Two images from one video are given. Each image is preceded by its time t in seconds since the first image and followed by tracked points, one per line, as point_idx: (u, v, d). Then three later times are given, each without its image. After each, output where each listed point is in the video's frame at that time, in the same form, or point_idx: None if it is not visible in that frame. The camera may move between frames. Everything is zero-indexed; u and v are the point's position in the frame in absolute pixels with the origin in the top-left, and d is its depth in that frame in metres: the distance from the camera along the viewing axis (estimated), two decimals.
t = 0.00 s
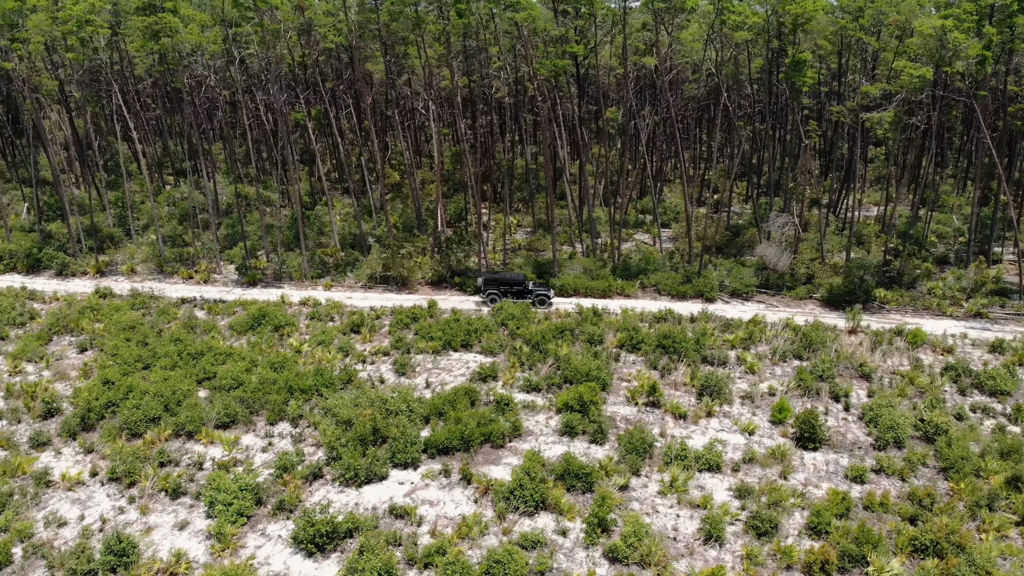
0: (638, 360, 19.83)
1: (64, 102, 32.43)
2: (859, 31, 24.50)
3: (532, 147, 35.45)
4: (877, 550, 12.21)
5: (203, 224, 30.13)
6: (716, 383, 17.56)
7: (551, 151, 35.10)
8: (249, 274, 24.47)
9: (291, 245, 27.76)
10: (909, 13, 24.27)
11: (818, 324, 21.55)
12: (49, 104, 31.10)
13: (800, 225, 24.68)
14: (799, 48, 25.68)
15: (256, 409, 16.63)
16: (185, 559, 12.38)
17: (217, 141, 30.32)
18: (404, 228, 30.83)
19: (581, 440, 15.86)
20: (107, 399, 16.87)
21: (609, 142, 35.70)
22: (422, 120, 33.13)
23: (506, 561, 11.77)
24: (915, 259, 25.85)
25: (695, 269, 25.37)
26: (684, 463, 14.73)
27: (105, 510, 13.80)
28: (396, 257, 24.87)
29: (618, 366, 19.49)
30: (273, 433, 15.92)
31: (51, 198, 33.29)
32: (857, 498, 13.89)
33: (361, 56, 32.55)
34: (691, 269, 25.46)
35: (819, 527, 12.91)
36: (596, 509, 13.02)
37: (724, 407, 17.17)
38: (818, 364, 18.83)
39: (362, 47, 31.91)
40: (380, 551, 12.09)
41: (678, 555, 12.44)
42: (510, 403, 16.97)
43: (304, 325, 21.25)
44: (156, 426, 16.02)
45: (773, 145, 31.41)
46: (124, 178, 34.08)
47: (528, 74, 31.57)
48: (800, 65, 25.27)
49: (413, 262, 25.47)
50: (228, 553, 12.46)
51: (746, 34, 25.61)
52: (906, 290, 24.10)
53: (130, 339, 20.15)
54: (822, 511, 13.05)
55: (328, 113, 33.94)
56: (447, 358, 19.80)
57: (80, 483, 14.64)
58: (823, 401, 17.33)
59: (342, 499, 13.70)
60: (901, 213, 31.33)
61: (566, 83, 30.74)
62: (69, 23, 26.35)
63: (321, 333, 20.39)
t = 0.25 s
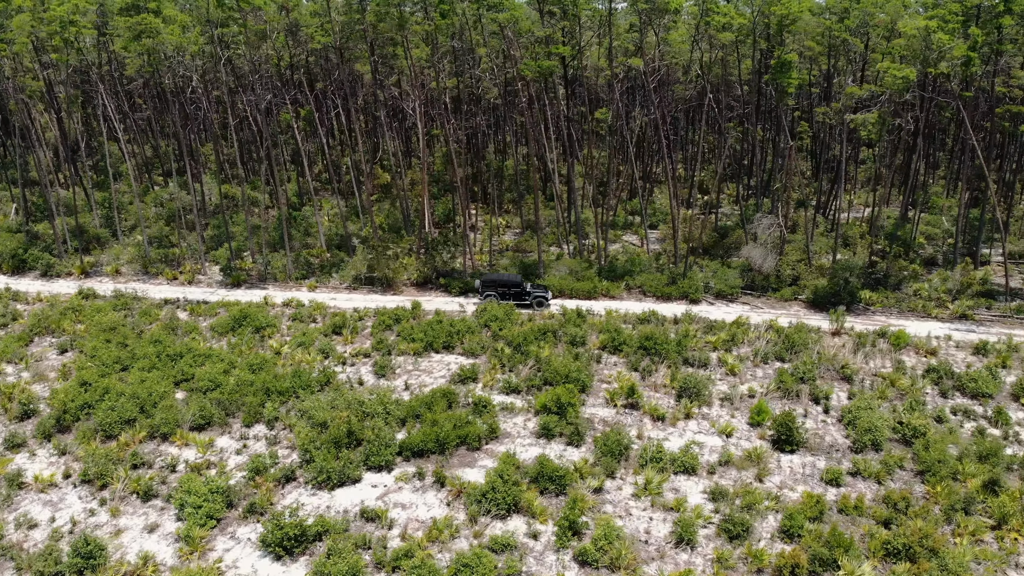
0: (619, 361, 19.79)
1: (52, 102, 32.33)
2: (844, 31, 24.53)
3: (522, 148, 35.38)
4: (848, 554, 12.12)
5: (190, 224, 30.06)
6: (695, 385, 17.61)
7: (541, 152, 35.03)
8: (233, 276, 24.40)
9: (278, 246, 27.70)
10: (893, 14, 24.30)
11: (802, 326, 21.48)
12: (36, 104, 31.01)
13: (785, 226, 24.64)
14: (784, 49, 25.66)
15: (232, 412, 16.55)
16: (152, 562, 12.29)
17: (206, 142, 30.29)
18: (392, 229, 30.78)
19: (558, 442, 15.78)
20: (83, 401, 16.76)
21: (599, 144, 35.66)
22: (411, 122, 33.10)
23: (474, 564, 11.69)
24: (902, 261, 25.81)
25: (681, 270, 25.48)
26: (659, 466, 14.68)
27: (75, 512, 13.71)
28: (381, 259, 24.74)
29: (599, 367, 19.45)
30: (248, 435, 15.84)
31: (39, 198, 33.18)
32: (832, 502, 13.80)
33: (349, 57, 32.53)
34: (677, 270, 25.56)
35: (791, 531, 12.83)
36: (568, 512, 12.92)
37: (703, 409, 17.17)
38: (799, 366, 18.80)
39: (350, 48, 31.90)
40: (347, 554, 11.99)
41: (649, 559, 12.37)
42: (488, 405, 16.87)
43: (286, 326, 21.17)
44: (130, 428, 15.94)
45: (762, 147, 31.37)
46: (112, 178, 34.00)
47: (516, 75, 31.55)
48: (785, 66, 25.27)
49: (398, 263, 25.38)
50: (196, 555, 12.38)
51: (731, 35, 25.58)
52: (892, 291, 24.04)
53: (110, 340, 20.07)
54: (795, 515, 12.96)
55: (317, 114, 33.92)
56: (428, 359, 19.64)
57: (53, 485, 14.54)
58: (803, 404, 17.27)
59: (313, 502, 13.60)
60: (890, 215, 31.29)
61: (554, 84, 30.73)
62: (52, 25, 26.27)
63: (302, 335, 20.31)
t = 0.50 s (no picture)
0: (601, 361, 19.76)
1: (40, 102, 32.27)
2: (830, 31, 24.72)
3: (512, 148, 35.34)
4: (819, 555, 12.07)
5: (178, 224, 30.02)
6: (674, 385, 17.64)
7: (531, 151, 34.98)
8: (218, 276, 24.36)
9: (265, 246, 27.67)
10: (878, 14, 24.53)
11: (785, 326, 21.46)
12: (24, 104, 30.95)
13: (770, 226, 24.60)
14: (771, 49, 25.66)
15: (209, 412, 16.51)
16: (121, 562, 12.24)
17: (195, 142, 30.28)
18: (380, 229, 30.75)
19: (535, 443, 15.74)
20: (60, 401, 16.71)
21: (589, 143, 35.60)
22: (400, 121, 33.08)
23: (443, 566, 11.63)
24: (888, 261, 25.79)
25: (666, 270, 25.54)
26: (634, 466, 14.65)
27: (48, 512, 13.66)
28: (366, 259, 24.64)
29: (580, 367, 19.42)
30: (224, 436, 15.80)
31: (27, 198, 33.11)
32: (807, 503, 13.74)
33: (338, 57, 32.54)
34: (662, 270, 25.62)
35: (764, 532, 12.78)
36: (540, 513, 12.86)
37: (681, 409, 17.21)
38: (780, 367, 18.77)
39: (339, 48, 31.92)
40: (316, 555, 11.94)
41: (619, 560, 12.33)
42: (467, 406, 16.80)
43: (268, 326, 21.13)
44: (107, 429, 15.90)
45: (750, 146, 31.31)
46: (102, 178, 33.95)
47: (505, 75, 31.54)
48: (770, 66, 25.30)
49: (383, 263, 25.33)
50: (165, 556, 12.33)
51: (717, 34, 25.57)
52: (877, 291, 24.00)
53: (91, 340, 20.02)
54: (768, 516, 12.91)
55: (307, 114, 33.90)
56: (409, 360, 19.49)
57: (27, 485, 14.47)
58: (783, 404, 17.23)
59: (286, 503, 13.54)
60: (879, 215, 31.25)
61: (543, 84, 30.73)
62: (37, 25, 26.25)
63: (283, 335, 20.26)
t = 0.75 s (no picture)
0: (584, 361, 19.73)
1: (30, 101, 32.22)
2: (815, 29, 24.63)
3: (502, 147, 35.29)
4: (790, 556, 12.04)
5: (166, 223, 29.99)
6: (654, 385, 17.64)
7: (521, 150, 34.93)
8: (203, 275, 24.34)
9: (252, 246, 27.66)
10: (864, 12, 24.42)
11: (770, 325, 21.42)
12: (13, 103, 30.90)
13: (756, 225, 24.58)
14: (757, 48, 25.62)
15: (187, 412, 16.50)
16: (91, 562, 12.21)
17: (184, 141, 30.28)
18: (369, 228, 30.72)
19: (513, 442, 15.68)
20: (39, 400, 16.67)
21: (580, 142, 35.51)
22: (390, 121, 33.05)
23: (412, 566, 11.58)
24: (875, 260, 25.74)
25: (652, 270, 25.57)
26: (610, 466, 14.62)
27: (21, 512, 13.63)
28: (352, 258, 24.58)
29: (563, 367, 19.38)
30: (202, 435, 15.78)
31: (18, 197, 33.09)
32: (781, 502, 13.70)
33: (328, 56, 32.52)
34: (649, 269, 25.64)
35: (737, 532, 12.74)
36: (512, 513, 12.80)
37: (661, 408, 17.23)
38: (762, 366, 18.74)
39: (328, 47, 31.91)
40: (286, 555, 11.90)
41: (590, 560, 12.28)
42: (446, 405, 16.74)
43: (252, 325, 21.10)
44: (84, 428, 15.87)
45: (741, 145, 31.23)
46: (92, 177, 33.91)
47: (494, 74, 31.51)
48: (757, 65, 25.28)
49: (370, 263, 25.30)
50: (136, 556, 12.30)
51: (704, 33, 25.53)
52: (864, 291, 23.95)
53: (74, 340, 20.00)
54: (741, 516, 12.87)
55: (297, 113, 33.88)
56: (391, 359, 19.41)
57: (2, 485, 14.44)
58: (763, 404, 17.22)
59: (259, 503, 13.51)
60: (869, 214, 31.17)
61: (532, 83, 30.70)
62: (22, 24, 26.25)
63: (266, 334, 20.24)
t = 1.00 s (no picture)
0: (566, 360, 19.70)
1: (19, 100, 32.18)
2: (801, 28, 24.55)
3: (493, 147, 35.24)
4: (761, 555, 12.01)
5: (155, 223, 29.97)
6: (635, 384, 17.62)
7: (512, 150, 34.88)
8: (190, 274, 24.33)
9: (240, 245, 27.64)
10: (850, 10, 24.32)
11: (754, 325, 21.38)
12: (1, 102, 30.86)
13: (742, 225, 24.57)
14: (744, 47, 25.56)
15: (166, 411, 16.47)
16: (62, 560, 12.18)
17: (173, 141, 30.29)
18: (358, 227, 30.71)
19: (491, 442, 15.62)
20: (17, 399, 16.61)
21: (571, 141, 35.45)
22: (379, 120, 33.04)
23: (381, 565, 11.54)
24: (863, 259, 25.68)
25: (639, 269, 25.55)
26: (586, 465, 14.59)
27: None
28: (338, 257, 24.53)
29: (545, 366, 19.34)
30: (179, 435, 15.75)
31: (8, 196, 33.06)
32: (757, 502, 13.66)
33: (317, 56, 32.49)
34: (635, 269, 25.63)
35: (710, 532, 12.70)
36: (485, 512, 12.74)
37: (641, 407, 17.23)
38: (744, 366, 18.71)
39: (317, 46, 31.88)
40: (256, 554, 11.87)
41: (561, 559, 12.24)
42: (425, 405, 16.65)
43: (235, 325, 21.07)
44: (62, 427, 15.84)
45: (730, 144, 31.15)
46: (82, 176, 33.88)
47: (483, 74, 31.48)
48: (743, 64, 25.24)
49: (356, 262, 25.27)
50: (107, 555, 12.28)
51: (690, 32, 25.47)
52: (850, 290, 23.88)
53: (56, 339, 19.97)
54: (714, 515, 12.83)
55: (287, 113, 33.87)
56: (374, 359, 19.31)
57: None
58: (743, 403, 17.21)
59: (233, 503, 13.47)
60: (859, 214, 31.11)
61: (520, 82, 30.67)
62: (8, 23, 26.22)
63: (249, 333, 20.21)
